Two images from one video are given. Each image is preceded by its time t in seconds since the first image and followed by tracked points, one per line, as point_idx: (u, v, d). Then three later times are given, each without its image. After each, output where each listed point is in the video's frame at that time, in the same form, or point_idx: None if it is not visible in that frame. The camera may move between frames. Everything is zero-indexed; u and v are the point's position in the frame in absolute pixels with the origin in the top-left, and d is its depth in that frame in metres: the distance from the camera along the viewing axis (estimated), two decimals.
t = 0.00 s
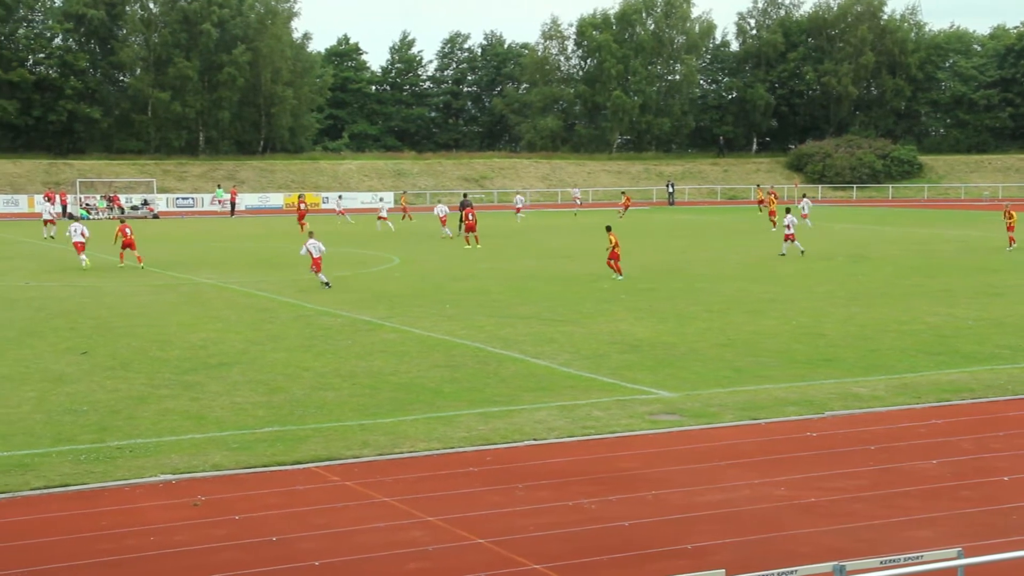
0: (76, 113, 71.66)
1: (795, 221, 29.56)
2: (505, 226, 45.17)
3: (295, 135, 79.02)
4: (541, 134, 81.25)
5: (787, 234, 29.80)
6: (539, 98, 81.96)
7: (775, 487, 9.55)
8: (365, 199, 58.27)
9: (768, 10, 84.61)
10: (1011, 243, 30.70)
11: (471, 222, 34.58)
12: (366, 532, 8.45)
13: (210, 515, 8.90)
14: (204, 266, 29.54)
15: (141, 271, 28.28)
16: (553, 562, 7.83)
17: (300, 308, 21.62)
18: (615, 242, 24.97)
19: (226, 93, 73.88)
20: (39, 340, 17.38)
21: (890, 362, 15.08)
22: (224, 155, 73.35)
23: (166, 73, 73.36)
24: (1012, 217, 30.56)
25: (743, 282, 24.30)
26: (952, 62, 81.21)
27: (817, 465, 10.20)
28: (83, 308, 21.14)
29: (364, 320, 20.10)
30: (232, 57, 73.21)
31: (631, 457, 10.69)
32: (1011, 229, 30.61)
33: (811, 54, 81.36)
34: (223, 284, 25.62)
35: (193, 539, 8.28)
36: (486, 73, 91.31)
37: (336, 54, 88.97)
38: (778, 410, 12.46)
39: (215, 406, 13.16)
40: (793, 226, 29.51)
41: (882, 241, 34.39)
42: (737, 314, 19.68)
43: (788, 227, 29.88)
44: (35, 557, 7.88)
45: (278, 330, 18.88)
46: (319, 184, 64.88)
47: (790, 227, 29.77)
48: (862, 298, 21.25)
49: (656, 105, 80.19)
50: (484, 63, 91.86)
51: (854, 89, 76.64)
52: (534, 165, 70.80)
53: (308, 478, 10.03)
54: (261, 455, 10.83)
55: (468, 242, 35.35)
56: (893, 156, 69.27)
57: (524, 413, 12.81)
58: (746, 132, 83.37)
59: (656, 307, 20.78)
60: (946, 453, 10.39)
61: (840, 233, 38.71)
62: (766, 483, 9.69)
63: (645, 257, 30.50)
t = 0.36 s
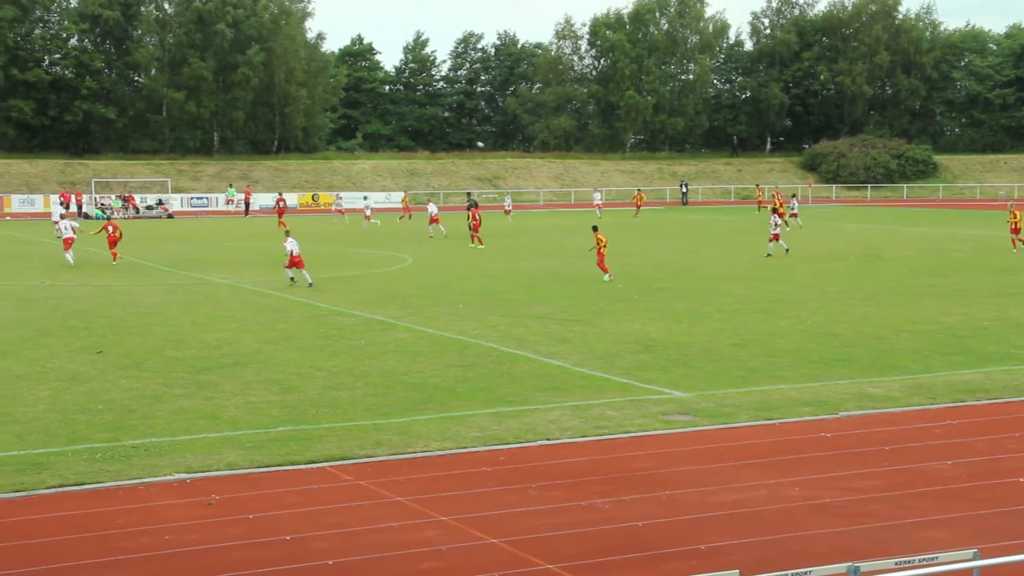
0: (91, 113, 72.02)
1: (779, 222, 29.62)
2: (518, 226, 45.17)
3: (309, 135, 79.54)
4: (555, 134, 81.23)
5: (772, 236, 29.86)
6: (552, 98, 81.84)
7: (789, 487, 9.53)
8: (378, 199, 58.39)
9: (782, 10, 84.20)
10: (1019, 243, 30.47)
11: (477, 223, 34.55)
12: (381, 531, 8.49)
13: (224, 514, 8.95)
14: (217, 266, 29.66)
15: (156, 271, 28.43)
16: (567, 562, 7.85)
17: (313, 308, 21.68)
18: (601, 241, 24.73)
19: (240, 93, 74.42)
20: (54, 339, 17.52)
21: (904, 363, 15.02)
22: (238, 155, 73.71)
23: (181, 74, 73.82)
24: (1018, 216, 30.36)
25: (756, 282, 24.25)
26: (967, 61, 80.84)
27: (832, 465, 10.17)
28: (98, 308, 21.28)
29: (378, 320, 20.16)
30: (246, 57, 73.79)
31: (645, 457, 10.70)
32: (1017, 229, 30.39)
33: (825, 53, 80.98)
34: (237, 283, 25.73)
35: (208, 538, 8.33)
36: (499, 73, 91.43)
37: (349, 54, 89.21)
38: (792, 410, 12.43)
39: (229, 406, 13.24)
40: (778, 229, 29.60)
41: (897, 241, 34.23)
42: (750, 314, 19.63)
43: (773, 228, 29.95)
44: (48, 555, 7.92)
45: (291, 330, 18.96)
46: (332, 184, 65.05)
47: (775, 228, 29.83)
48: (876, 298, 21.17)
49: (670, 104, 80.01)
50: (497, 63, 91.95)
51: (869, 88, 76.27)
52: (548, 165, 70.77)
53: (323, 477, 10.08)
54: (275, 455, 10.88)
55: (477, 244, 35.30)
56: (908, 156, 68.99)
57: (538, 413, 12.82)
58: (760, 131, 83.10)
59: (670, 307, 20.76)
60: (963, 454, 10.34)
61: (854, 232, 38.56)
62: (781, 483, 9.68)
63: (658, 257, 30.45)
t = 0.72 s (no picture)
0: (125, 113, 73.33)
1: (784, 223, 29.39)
2: (549, 227, 45.18)
3: (340, 136, 80.45)
4: (585, 134, 81.25)
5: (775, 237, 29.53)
6: (583, 98, 81.72)
7: (821, 489, 9.48)
8: (410, 199, 58.66)
9: (814, 10, 83.22)
10: None
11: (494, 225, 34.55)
12: (411, 531, 8.55)
13: (256, 512, 9.06)
14: (250, 266, 29.89)
15: (190, 271, 28.78)
16: (598, 562, 7.88)
17: (345, 308, 21.83)
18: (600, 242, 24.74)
19: (273, 94, 75.30)
20: (89, 338, 17.80)
21: (938, 364, 14.85)
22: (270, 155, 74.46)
23: (213, 74, 74.95)
24: None
25: (788, 282, 24.10)
26: (1002, 60, 79.97)
27: (866, 467, 10.10)
28: (133, 307, 21.59)
29: (409, 320, 20.28)
30: (278, 58, 74.72)
31: (677, 457, 10.71)
32: None
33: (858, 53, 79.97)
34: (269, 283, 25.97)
35: (240, 536, 8.44)
36: (530, 73, 91.61)
37: (381, 55, 89.79)
38: (825, 412, 12.36)
39: (262, 405, 13.39)
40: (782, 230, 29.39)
41: (931, 241, 33.84)
42: (782, 315, 19.53)
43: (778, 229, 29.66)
44: (85, 552, 8.06)
45: (323, 329, 19.12)
46: (364, 184, 65.46)
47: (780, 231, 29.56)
48: (909, 298, 20.97)
49: (701, 104, 79.72)
50: (528, 63, 92.13)
51: (902, 88, 75.59)
52: (579, 164, 70.70)
53: (355, 476, 10.19)
54: (307, 454, 11.00)
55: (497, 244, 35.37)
56: (942, 156, 68.19)
57: (570, 413, 12.85)
58: (791, 132, 82.56)
59: (701, 307, 20.68)
60: (1000, 457, 10.21)
61: (886, 233, 38.20)
62: (812, 485, 9.63)
63: (689, 257, 30.34)
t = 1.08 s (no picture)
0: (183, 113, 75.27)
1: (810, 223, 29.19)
2: (601, 227, 45.16)
3: (394, 136, 81.74)
4: (639, 135, 81.18)
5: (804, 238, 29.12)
6: (637, 99, 81.32)
7: (877, 492, 9.42)
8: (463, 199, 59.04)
9: (871, 8, 81.76)
10: None
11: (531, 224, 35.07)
12: (466, 530, 8.70)
13: (313, 510, 9.28)
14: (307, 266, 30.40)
15: (247, 270, 29.34)
16: (651, 563, 7.94)
17: (399, 307, 22.12)
18: (620, 241, 24.55)
19: (328, 94, 76.49)
20: (148, 336, 18.26)
21: (998, 366, 14.61)
22: (325, 155, 75.57)
23: (269, 75, 76.46)
24: None
25: (844, 283, 23.83)
26: None
27: (923, 470, 10.00)
28: (191, 306, 22.10)
29: (462, 319, 20.48)
30: (334, 58, 76.03)
31: (729, 459, 10.71)
32: None
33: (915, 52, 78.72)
34: (325, 283, 26.38)
35: (298, 533, 8.65)
36: (584, 73, 91.66)
37: (435, 55, 90.51)
38: (881, 414, 12.24)
39: (316, 403, 13.65)
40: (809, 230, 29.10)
41: (992, 242, 33.13)
42: (837, 316, 19.33)
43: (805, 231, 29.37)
44: (146, 548, 8.31)
45: (376, 329, 19.39)
46: (417, 184, 66.07)
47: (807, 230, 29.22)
48: (969, 300, 20.60)
49: (755, 104, 79.02)
50: (582, 64, 92.17)
51: (961, 87, 74.31)
52: (632, 164, 70.45)
53: (409, 475, 10.36)
54: (360, 453, 11.21)
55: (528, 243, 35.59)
56: (1002, 155, 66.69)
57: (622, 413, 12.91)
58: (848, 131, 81.02)
59: (756, 308, 20.56)
60: None
61: (945, 233, 37.51)
62: (869, 488, 9.57)
63: (744, 257, 30.14)
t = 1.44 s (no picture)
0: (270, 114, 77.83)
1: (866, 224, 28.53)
2: (683, 227, 44.89)
3: (477, 136, 82.82)
4: (723, 134, 79.83)
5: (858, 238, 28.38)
6: (721, 98, 80.06)
7: (968, 497, 9.31)
8: (546, 199, 59.27)
9: (962, 4, 79.30)
10: None
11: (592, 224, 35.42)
12: (550, 530, 8.88)
13: (398, 507, 9.54)
14: (392, 265, 30.98)
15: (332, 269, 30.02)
16: (734, 565, 8.02)
17: (481, 307, 22.46)
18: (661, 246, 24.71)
19: (412, 94, 77.93)
20: (236, 334, 18.89)
21: None
22: (408, 156, 76.87)
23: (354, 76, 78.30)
24: None
25: (934, 284, 23.30)
26: None
27: (1015, 476, 9.84)
28: (277, 305, 22.73)
29: (545, 319, 20.71)
30: (418, 59, 77.63)
31: (813, 461, 10.67)
32: None
33: (1009, 48, 76.69)
34: (408, 282, 26.89)
35: (385, 529, 8.92)
36: (668, 73, 91.03)
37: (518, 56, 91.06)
38: (971, 418, 12.03)
39: (399, 402, 14.04)
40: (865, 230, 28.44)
41: None
42: (926, 317, 18.97)
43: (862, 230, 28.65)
44: (235, 539, 8.61)
45: (459, 328, 19.74)
46: (500, 184, 66.58)
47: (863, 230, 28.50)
48: None
49: (841, 102, 77.53)
50: (666, 63, 91.58)
51: None
52: (716, 164, 69.72)
53: (491, 475, 10.59)
54: (443, 451, 11.51)
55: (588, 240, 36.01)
56: None
57: (707, 414, 12.95)
58: (938, 131, 78.50)
59: (841, 309, 20.30)
60: None
61: None
62: (958, 493, 9.45)
63: (829, 258, 29.68)
